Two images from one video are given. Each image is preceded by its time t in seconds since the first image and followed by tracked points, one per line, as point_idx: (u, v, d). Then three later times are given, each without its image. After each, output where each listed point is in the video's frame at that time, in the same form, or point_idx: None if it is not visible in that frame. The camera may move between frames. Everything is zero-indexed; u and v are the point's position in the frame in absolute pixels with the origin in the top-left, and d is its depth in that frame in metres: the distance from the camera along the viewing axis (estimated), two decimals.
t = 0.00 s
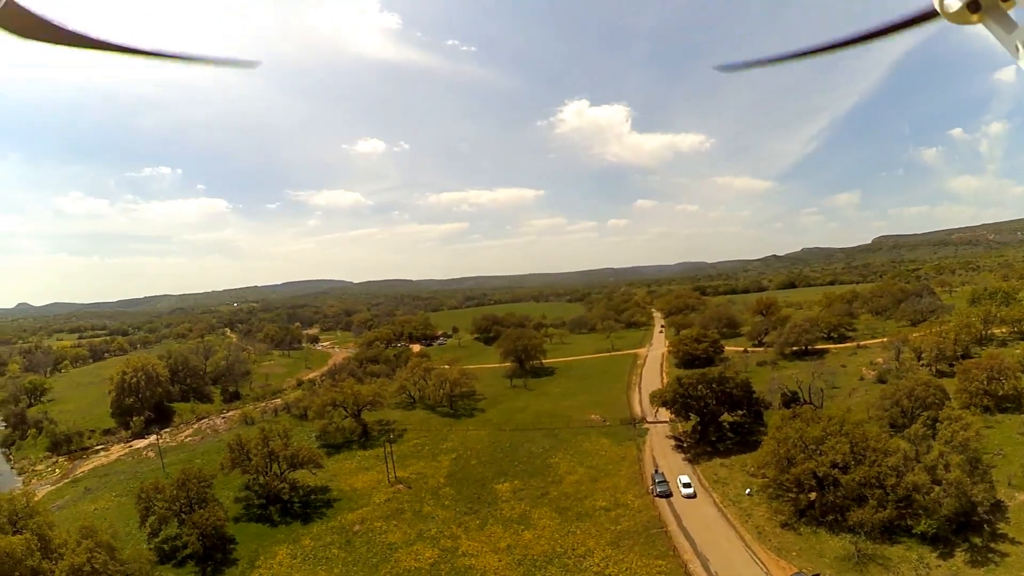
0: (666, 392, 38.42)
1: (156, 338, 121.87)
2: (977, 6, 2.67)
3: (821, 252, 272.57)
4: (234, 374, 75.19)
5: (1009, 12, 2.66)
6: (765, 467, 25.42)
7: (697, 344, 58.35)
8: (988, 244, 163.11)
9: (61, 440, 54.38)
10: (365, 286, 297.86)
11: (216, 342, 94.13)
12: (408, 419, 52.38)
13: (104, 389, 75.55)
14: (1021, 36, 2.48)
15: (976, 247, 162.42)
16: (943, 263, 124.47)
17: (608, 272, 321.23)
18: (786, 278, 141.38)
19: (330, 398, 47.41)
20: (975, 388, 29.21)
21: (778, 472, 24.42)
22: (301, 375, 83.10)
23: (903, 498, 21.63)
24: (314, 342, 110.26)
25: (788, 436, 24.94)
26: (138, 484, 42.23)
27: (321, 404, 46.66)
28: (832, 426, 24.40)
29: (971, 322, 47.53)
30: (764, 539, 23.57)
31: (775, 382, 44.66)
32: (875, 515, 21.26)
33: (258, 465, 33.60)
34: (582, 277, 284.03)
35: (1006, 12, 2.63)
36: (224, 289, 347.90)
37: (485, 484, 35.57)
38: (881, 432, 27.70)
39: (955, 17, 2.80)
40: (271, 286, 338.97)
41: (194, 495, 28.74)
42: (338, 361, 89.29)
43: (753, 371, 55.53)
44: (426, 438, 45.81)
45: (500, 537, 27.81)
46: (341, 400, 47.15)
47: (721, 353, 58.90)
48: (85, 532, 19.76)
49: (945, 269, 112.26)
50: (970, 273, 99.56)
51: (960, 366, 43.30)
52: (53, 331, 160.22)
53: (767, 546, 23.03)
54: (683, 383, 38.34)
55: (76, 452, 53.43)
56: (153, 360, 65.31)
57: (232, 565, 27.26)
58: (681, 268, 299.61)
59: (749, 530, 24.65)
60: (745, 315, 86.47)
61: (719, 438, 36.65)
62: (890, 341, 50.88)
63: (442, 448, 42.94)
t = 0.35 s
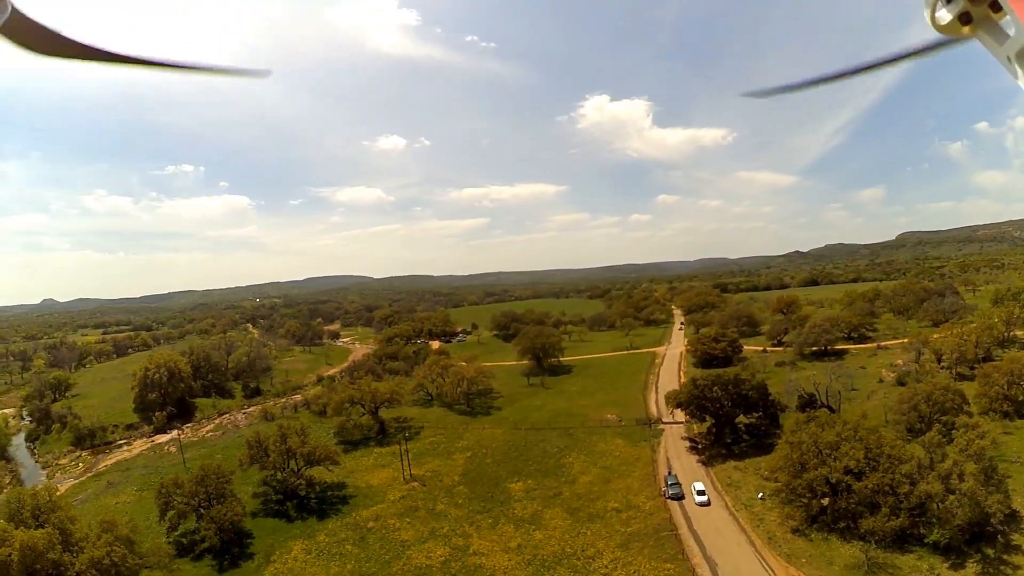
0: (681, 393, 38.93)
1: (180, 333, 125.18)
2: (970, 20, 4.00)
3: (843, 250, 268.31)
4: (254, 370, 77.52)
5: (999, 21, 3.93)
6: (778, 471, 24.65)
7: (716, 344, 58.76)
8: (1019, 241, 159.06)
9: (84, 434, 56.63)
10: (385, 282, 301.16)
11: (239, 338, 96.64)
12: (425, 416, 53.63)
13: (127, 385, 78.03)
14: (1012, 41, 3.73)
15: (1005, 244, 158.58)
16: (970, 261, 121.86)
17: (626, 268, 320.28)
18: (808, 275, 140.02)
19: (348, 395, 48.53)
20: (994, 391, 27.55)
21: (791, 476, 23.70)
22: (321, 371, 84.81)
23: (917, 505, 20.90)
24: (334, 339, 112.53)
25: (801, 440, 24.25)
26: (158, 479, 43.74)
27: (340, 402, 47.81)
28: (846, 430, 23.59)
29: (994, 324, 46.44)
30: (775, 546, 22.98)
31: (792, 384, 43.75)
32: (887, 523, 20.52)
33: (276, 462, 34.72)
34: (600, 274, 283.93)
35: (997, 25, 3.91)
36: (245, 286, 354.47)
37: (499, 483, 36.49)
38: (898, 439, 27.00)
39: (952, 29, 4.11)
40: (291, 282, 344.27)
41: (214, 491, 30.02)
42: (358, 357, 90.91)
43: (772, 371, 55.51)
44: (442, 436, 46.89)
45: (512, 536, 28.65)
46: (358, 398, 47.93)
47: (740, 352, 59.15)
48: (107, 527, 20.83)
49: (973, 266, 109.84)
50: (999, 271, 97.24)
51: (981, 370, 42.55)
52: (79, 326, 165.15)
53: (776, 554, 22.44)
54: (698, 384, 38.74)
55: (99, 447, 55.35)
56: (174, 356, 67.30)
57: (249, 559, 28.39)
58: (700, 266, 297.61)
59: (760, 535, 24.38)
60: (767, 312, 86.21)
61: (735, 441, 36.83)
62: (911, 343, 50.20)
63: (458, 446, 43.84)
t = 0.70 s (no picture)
0: (703, 397, 40.26)
1: (208, 328, 128.86)
2: (980, 19, 3.52)
3: (870, 248, 263.61)
4: (281, 367, 80.39)
5: (1010, 20, 3.43)
6: (799, 479, 25.09)
7: (740, 345, 59.58)
8: None
9: (113, 429, 58.72)
10: (409, 278, 304.74)
11: (266, 334, 99.68)
12: (447, 415, 55.76)
13: (156, 380, 81.07)
14: None
15: None
16: (1003, 259, 119.32)
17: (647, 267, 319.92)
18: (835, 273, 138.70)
19: (371, 394, 50.45)
20: None
21: (811, 484, 24.18)
22: (345, 368, 87.09)
23: (938, 517, 20.65)
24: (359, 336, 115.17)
25: (822, 447, 24.65)
26: (183, 475, 45.42)
27: (363, 399, 50.07)
28: (868, 439, 23.86)
29: None
30: (793, 554, 23.40)
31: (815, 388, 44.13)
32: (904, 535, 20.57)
33: (298, 459, 36.63)
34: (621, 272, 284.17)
35: (1007, 23, 3.42)
36: (272, 283, 363.70)
37: (517, 483, 38.01)
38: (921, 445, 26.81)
39: (959, 27, 3.60)
40: (316, 278, 350.67)
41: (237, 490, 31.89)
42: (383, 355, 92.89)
43: (794, 373, 55.88)
44: (463, 435, 48.93)
45: (529, 537, 29.66)
46: (381, 396, 50.01)
47: (765, 353, 59.89)
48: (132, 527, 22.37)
49: (1009, 264, 107.06)
50: None
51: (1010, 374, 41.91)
52: (111, 322, 171.36)
53: (794, 562, 22.84)
54: (721, 388, 39.91)
55: (127, 440, 57.69)
56: (201, 352, 69.81)
57: (271, 554, 30.25)
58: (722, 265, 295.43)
59: (778, 545, 24.45)
60: (791, 312, 86.09)
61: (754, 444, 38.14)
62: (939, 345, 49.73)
63: (479, 445, 45.91)
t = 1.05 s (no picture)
0: (731, 400, 42.95)
1: (242, 324, 133.55)
2: (987, 18, 3.12)
3: (906, 244, 259.27)
4: (311, 363, 83.74)
5: (1020, 23, 3.05)
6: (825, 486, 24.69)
7: (771, 345, 62.34)
8: None
9: (146, 424, 64.34)
10: (440, 273, 311.17)
11: (300, 330, 104.24)
12: (474, 413, 61.98)
13: (187, 376, 85.32)
14: None
15: None
16: None
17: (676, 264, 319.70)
18: (870, 270, 137.67)
19: (399, 392, 57.47)
20: None
21: (837, 492, 23.75)
22: (376, 365, 90.48)
23: (966, 529, 20.27)
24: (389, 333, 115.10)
25: (848, 455, 24.23)
26: (211, 470, 49.63)
27: (392, 398, 57.00)
28: (897, 447, 23.36)
29: None
30: (816, 563, 22.80)
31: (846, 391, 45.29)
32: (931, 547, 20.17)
33: (327, 457, 42.17)
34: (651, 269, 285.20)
35: (1018, 26, 3.02)
36: (306, 280, 376.25)
37: (540, 484, 43.25)
38: (951, 453, 26.35)
39: (967, 29, 3.21)
40: (349, 274, 360.06)
41: (263, 485, 36.35)
42: (413, 351, 95.91)
43: (824, 375, 55.25)
44: (489, 434, 55.07)
45: (550, 539, 34.27)
46: (408, 395, 56.59)
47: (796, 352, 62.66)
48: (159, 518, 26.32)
49: None
50: None
51: None
52: (147, 317, 179.22)
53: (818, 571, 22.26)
54: (748, 392, 42.53)
55: (160, 434, 63.24)
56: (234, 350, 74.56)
57: (293, 550, 34.74)
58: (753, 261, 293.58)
59: (800, 553, 23.79)
60: (825, 310, 85.62)
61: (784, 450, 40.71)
62: (974, 347, 48.94)
63: (504, 444, 52.00)
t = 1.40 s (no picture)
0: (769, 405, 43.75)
1: (280, 320, 138.21)
2: (983, 11, 3.28)
3: (948, 240, 252.49)
4: (347, 360, 88.19)
5: (1012, 16, 3.21)
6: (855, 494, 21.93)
7: (807, 346, 63.27)
8: None
9: (185, 419, 68.76)
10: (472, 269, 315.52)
11: (336, 327, 108.38)
12: (505, 412, 68.29)
13: (223, 373, 89.73)
14: None
15: None
16: None
17: (708, 262, 317.78)
18: (911, 266, 135.59)
19: (431, 391, 62.73)
20: None
21: (867, 502, 21.05)
22: (410, 361, 92.90)
23: (998, 544, 17.37)
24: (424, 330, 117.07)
25: (882, 463, 21.39)
26: (243, 465, 54.54)
27: (424, 397, 62.40)
28: (932, 456, 20.50)
29: None
30: None
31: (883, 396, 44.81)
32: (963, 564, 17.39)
33: (358, 454, 47.87)
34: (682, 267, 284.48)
35: (1008, 20, 3.19)
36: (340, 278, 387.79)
37: (569, 485, 47.13)
38: (986, 464, 25.83)
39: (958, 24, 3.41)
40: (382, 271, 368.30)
41: (297, 481, 42.48)
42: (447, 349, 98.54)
43: (862, 378, 55.45)
44: (520, 432, 60.50)
45: (576, 544, 36.69)
46: (439, 393, 62.05)
47: (832, 354, 63.21)
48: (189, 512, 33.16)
49: None
50: None
51: None
52: (187, 313, 187.23)
53: None
54: (786, 397, 43.32)
55: (197, 429, 67.64)
56: (270, 347, 79.52)
57: (321, 544, 39.89)
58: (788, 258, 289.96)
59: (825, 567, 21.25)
60: (864, 310, 85.31)
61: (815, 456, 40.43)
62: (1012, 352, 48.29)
63: (532, 444, 56.79)
